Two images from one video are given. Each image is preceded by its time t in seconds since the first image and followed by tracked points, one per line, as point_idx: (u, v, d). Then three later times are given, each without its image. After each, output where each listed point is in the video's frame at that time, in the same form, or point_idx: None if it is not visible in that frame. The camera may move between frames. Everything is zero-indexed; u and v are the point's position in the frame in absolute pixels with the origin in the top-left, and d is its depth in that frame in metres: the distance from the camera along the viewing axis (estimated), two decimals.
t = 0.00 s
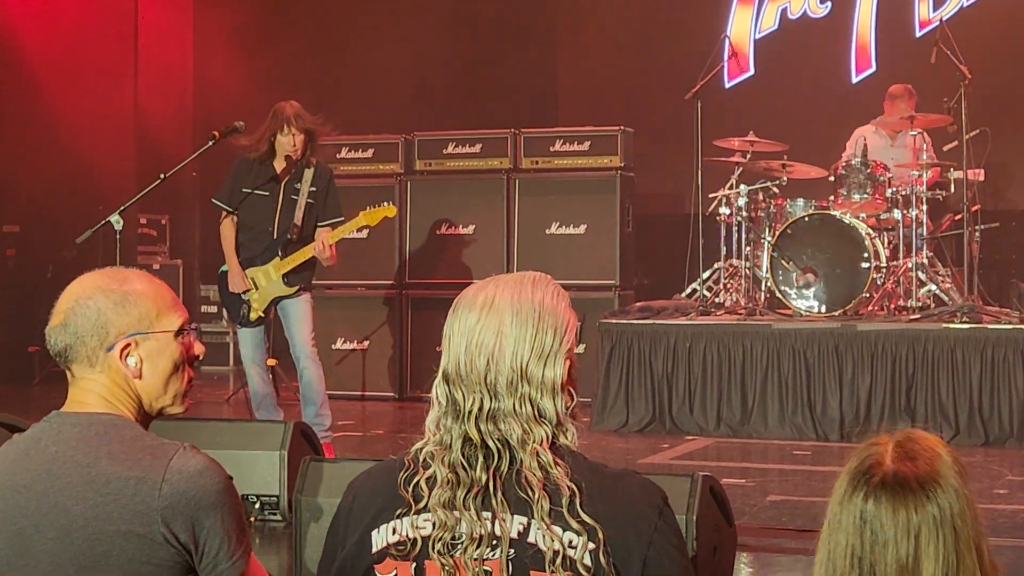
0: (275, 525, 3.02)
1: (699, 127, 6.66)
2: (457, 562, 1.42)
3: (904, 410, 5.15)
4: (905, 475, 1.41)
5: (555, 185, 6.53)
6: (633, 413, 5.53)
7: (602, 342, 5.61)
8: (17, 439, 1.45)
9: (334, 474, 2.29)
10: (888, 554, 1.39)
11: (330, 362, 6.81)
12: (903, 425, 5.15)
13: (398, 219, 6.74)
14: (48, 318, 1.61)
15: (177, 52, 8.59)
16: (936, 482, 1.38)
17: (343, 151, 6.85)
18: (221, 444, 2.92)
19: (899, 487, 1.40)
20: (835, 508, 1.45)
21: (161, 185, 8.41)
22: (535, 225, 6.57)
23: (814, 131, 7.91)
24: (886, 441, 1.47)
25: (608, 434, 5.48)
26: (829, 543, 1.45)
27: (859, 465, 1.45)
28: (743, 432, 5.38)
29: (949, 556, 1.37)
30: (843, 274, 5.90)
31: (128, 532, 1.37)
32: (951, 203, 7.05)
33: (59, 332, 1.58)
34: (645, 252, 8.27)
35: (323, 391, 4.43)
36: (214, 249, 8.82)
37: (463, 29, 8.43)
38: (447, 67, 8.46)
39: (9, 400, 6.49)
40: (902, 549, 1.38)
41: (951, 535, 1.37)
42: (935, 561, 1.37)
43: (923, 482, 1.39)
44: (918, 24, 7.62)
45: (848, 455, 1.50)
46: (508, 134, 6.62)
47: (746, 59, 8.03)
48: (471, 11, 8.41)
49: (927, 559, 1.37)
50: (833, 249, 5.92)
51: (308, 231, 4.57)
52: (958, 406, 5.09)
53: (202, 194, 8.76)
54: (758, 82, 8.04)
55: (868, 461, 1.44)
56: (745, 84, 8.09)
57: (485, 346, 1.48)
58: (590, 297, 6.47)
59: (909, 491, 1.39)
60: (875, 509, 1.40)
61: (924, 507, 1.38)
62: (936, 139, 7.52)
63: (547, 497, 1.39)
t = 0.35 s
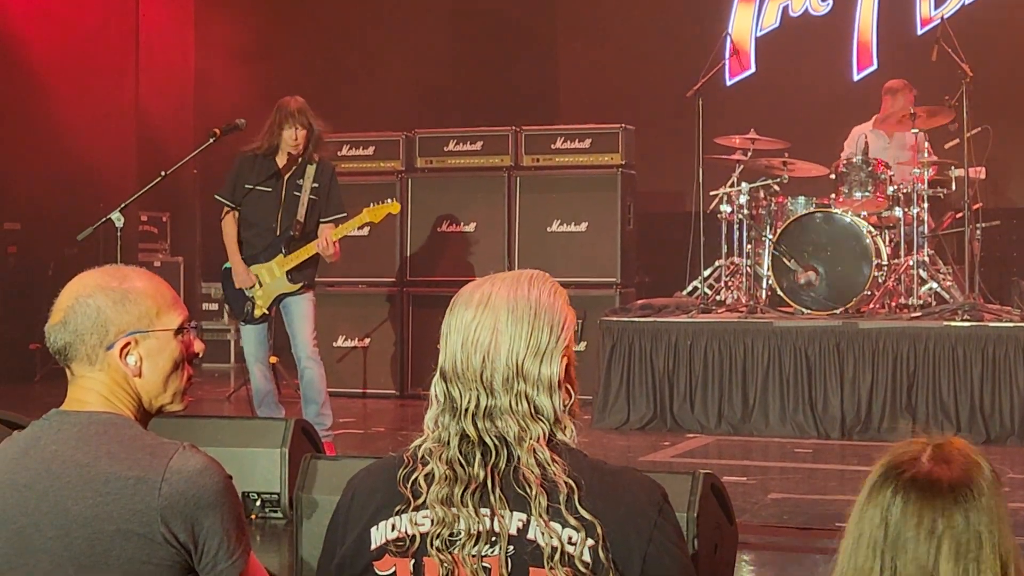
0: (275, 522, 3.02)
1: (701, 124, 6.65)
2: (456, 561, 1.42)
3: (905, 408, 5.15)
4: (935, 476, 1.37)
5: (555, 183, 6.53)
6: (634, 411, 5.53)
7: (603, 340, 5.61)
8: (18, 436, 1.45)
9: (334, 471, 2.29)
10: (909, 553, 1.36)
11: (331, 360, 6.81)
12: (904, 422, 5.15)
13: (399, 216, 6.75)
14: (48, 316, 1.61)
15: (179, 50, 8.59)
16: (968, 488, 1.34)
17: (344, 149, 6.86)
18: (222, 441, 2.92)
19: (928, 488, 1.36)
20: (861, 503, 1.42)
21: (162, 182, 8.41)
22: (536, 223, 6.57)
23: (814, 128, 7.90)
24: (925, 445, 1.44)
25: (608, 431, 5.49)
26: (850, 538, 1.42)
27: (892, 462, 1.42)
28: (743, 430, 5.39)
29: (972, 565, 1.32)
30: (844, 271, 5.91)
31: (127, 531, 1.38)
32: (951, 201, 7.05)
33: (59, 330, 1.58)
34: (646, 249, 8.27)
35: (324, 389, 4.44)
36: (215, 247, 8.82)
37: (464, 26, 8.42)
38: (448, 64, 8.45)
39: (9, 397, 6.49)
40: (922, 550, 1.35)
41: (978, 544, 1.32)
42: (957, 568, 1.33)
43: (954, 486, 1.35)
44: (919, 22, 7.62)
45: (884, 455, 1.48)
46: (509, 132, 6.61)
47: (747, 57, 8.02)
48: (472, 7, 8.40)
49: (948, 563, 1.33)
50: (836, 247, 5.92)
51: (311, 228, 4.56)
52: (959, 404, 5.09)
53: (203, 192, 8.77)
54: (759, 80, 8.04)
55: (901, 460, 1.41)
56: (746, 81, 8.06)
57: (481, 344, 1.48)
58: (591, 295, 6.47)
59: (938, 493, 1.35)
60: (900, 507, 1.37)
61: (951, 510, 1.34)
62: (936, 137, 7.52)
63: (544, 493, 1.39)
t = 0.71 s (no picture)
0: (275, 520, 3.03)
1: (701, 122, 6.65)
2: (455, 556, 1.42)
3: (904, 406, 5.16)
4: (927, 475, 1.40)
5: (556, 181, 6.53)
6: (634, 409, 5.53)
7: (603, 338, 5.62)
8: (17, 434, 1.46)
9: (334, 469, 2.29)
10: (915, 555, 1.39)
11: (331, 358, 6.82)
12: (904, 421, 5.15)
13: (399, 214, 6.75)
14: (48, 313, 1.61)
15: (179, 48, 8.58)
16: (960, 483, 1.38)
17: (345, 147, 6.85)
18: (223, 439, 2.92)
19: (924, 487, 1.40)
20: (860, 506, 1.45)
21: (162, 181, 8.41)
22: (536, 221, 6.57)
23: (814, 127, 7.90)
24: (909, 440, 1.47)
25: (608, 430, 5.49)
26: (855, 540, 1.46)
27: (882, 465, 1.44)
28: (743, 429, 5.39)
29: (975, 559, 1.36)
30: (845, 270, 5.91)
31: (123, 530, 1.38)
32: (952, 199, 7.04)
33: (58, 327, 1.58)
34: (646, 247, 8.28)
35: (323, 387, 4.44)
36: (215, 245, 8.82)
37: (464, 24, 8.41)
38: (448, 62, 8.45)
39: (9, 396, 6.50)
40: (927, 551, 1.38)
41: (977, 538, 1.36)
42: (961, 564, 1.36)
43: (947, 482, 1.39)
44: (919, 20, 7.61)
45: (873, 452, 1.51)
46: (509, 130, 6.61)
47: (748, 55, 8.02)
48: (472, 6, 8.39)
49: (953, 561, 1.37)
50: (836, 246, 5.92)
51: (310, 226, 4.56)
52: (959, 402, 5.09)
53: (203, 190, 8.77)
54: (759, 78, 8.04)
55: (892, 460, 1.44)
56: (746, 80, 8.06)
57: (479, 340, 1.49)
58: (592, 294, 6.47)
59: (933, 492, 1.39)
60: (899, 510, 1.40)
61: (948, 508, 1.37)
62: (937, 136, 7.51)
63: (542, 488, 1.39)
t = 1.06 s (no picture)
0: (275, 518, 3.03)
1: (701, 121, 6.64)
2: (453, 549, 1.41)
3: (903, 405, 5.16)
4: (910, 466, 1.41)
5: (555, 179, 6.54)
6: (633, 408, 5.53)
7: (602, 337, 5.62)
8: (20, 428, 1.47)
9: (334, 468, 2.30)
10: (913, 549, 1.38)
11: (330, 357, 6.82)
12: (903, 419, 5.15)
13: (399, 213, 6.75)
14: (57, 309, 1.61)
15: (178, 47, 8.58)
16: (942, 469, 1.40)
17: (344, 146, 6.85)
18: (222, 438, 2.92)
19: (912, 479, 1.40)
20: (844, 511, 1.44)
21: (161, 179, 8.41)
22: (535, 220, 6.58)
23: (813, 126, 7.91)
24: (875, 438, 1.48)
25: (607, 429, 5.49)
26: (846, 547, 1.43)
27: (860, 465, 1.44)
28: (742, 427, 5.39)
29: (967, 546, 1.38)
30: (844, 268, 5.91)
31: (124, 527, 1.37)
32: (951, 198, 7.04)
33: (66, 323, 1.59)
34: (646, 246, 8.29)
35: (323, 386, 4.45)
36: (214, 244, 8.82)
37: (463, 23, 8.41)
38: (447, 61, 8.44)
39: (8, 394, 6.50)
40: (926, 542, 1.38)
41: (966, 521, 1.38)
42: (958, 550, 1.37)
43: (930, 470, 1.40)
44: (919, 18, 7.62)
45: (841, 457, 1.50)
46: (509, 129, 6.61)
47: (747, 54, 8.03)
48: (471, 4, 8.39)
49: (950, 548, 1.37)
50: (835, 245, 5.93)
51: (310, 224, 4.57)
52: (958, 401, 5.09)
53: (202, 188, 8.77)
54: (758, 76, 8.04)
55: (868, 459, 1.45)
56: (745, 79, 8.07)
57: (475, 334, 1.49)
58: (591, 292, 6.47)
59: (919, 482, 1.40)
60: (890, 505, 1.40)
61: (937, 496, 1.39)
62: (936, 135, 7.51)
63: (538, 481, 1.39)
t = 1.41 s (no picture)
0: (273, 519, 3.03)
1: (700, 121, 6.64)
2: (451, 546, 1.40)
3: (903, 406, 5.16)
4: (913, 466, 1.42)
5: (554, 180, 6.53)
6: (632, 409, 5.53)
7: (602, 338, 5.62)
8: (15, 426, 1.47)
9: (333, 468, 2.29)
10: (914, 547, 1.39)
11: (329, 358, 6.82)
12: (902, 420, 5.15)
13: (398, 214, 6.75)
14: (54, 308, 1.60)
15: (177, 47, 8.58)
16: (944, 469, 1.40)
17: (344, 147, 6.85)
18: (220, 438, 2.91)
19: (913, 479, 1.41)
20: (846, 511, 1.44)
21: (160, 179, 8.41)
22: (534, 221, 6.57)
23: (813, 127, 7.91)
24: (880, 437, 1.48)
25: (607, 430, 5.49)
26: (849, 547, 1.44)
27: (863, 463, 1.45)
28: (741, 428, 5.39)
29: (968, 545, 1.38)
30: (843, 269, 5.91)
31: (109, 526, 1.37)
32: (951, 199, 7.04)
33: (65, 323, 1.58)
34: (645, 246, 8.28)
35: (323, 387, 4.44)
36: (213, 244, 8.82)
37: (463, 23, 8.40)
38: (446, 61, 8.44)
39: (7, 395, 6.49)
40: (926, 541, 1.38)
41: (967, 520, 1.38)
42: (958, 549, 1.38)
43: (933, 470, 1.40)
44: (918, 19, 7.62)
45: (843, 455, 1.51)
46: (508, 129, 6.61)
47: (747, 55, 8.02)
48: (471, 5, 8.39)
49: (951, 547, 1.38)
50: (833, 246, 5.93)
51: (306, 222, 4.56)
52: (957, 402, 5.09)
53: (201, 189, 8.76)
54: (758, 77, 8.04)
55: (871, 458, 1.45)
56: (745, 79, 8.07)
57: (473, 330, 1.49)
58: (590, 293, 6.46)
59: (921, 482, 1.40)
60: (892, 503, 1.41)
61: (939, 496, 1.39)
62: (936, 135, 7.51)
63: (529, 475, 1.38)
